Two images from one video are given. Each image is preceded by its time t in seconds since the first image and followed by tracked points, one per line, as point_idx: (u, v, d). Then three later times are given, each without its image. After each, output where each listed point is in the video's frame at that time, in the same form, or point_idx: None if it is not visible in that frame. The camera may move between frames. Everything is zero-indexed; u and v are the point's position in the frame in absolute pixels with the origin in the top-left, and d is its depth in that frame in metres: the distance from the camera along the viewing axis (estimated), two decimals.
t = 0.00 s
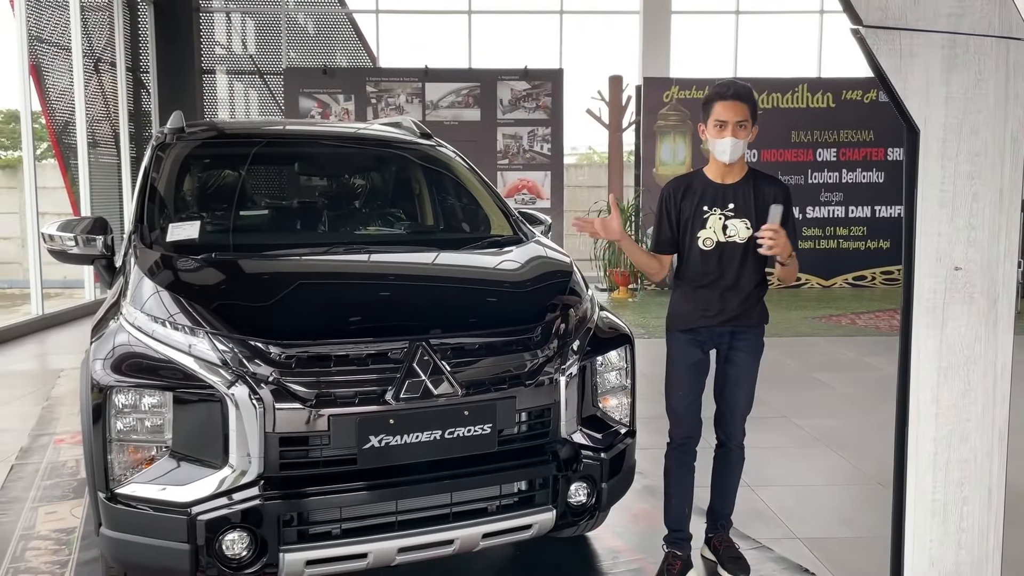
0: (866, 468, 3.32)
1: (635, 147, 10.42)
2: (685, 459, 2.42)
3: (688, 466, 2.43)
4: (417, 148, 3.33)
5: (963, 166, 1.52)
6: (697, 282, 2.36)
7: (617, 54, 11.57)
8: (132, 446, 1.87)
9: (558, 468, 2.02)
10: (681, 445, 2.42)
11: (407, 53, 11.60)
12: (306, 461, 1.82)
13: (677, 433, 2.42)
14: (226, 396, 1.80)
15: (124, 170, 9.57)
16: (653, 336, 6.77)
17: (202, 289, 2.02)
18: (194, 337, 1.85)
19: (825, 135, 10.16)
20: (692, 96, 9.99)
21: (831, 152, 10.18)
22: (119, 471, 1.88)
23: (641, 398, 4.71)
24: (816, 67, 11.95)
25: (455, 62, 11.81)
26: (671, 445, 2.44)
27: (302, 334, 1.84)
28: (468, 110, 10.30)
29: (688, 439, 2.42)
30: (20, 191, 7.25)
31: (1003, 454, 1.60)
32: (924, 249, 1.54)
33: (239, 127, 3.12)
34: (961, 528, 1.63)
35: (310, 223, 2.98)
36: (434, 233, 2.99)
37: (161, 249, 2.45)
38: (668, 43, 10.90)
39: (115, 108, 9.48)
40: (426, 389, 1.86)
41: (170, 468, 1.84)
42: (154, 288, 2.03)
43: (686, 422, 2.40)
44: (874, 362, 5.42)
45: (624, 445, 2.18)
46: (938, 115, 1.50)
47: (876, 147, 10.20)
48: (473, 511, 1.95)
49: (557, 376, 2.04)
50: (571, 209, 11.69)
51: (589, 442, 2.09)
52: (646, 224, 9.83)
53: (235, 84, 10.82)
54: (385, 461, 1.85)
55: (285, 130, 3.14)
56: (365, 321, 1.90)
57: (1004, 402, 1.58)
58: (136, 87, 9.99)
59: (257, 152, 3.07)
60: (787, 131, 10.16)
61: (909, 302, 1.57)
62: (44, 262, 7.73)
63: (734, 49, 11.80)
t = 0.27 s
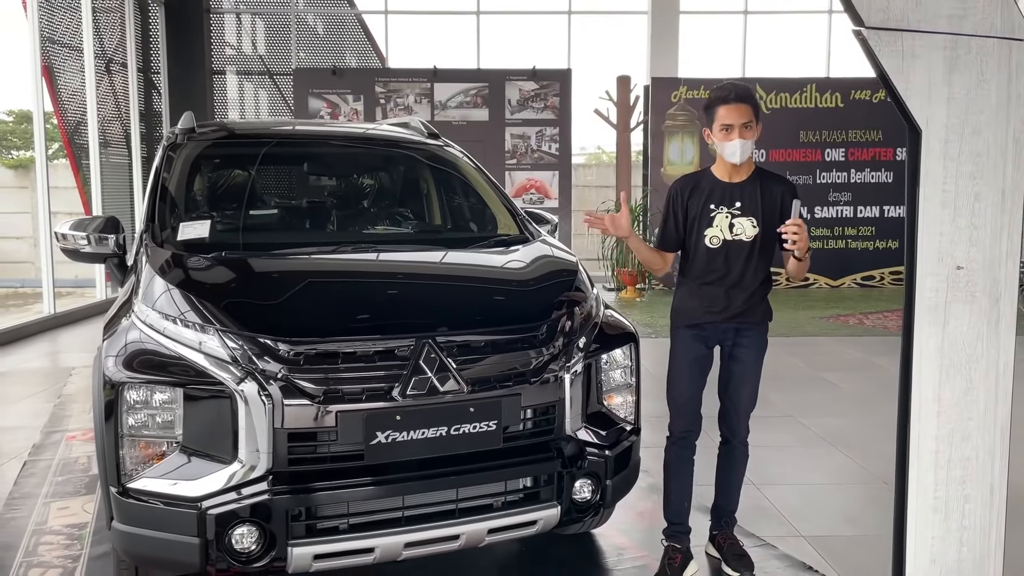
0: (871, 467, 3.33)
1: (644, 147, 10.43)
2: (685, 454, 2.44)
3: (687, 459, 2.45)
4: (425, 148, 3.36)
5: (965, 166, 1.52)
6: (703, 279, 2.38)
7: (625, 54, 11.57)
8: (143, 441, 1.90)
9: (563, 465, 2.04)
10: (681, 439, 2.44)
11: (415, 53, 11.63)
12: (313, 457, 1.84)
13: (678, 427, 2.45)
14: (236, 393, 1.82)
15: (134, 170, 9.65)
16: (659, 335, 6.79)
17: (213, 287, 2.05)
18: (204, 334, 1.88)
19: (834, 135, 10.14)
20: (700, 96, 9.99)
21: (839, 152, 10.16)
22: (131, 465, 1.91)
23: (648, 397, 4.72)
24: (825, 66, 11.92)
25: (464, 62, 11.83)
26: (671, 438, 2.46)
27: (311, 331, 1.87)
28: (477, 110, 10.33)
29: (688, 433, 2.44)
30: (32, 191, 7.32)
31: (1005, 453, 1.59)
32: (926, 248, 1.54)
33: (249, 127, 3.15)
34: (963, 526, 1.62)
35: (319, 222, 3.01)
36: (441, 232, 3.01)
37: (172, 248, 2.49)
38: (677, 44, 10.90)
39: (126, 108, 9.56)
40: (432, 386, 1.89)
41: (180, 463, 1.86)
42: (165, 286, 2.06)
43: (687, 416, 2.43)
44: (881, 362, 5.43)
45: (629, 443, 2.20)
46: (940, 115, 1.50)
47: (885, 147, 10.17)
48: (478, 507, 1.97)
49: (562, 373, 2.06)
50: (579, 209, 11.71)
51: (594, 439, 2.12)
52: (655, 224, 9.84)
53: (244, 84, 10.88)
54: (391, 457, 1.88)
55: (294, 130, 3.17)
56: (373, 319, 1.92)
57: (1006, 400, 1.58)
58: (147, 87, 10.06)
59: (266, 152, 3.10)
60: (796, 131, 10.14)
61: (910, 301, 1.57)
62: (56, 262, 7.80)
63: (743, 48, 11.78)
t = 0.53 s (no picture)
0: (876, 467, 3.33)
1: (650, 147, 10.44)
2: (688, 452, 2.47)
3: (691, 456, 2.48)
4: (431, 148, 3.37)
5: (967, 165, 1.51)
6: (706, 276, 2.40)
7: (632, 55, 11.58)
8: (152, 437, 1.92)
9: (567, 461, 2.06)
10: (683, 436, 2.46)
11: (422, 54, 11.65)
12: (320, 453, 1.87)
13: (681, 423, 2.46)
14: (244, 389, 1.85)
15: (143, 170, 9.71)
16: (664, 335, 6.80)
17: (220, 285, 2.07)
18: (212, 332, 1.90)
19: (840, 135, 10.13)
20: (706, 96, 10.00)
21: (846, 152, 10.14)
22: (139, 461, 1.93)
23: (653, 396, 4.73)
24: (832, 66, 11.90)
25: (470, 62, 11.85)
26: (675, 434, 2.48)
27: (317, 329, 1.89)
28: (483, 110, 10.35)
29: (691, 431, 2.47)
30: (41, 190, 7.37)
31: (1007, 452, 1.57)
32: (928, 247, 1.53)
33: (256, 127, 3.17)
34: (965, 524, 1.60)
35: (326, 221, 3.04)
36: (446, 232, 3.03)
37: (180, 246, 2.51)
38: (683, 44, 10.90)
39: (135, 108, 9.62)
40: (437, 383, 1.91)
41: (189, 459, 1.89)
42: (173, 284, 2.08)
43: (689, 413, 2.45)
44: (887, 362, 5.42)
45: (632, 440, 2.22)
46: (942, 114, 1.50)
47: (892, 146, 10.14)
48: (482, 503, 1.99)
49: (567, 371, 2.08)
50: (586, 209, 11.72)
51: (598, 436, 2.14)
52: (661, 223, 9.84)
53: (252, 84, 11.00)
54: (397, 453, 1.90)
55: (301, 130, 3.19)
56: (379, 317, 1.94)
57: (1009, 398, 1.56)
58: (155, 87, 10.12)
59: (274, 152, 3.12)
60: (803, 130, 10.14)
61: (912, 299, 1.56)
62: (65, 261, 7.85)
63: (750, 48, 11.77)
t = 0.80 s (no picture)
0: (878, 466, 3.34)
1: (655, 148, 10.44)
2: (691, 448, 2.55)
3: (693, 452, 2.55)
4: (435, 148, 3.38)
5: (968, 165, 1.49)
6: (697, 275, 2.45)
7: (637, 55, 11.58)
8: (157, 435, 1.94)
9: (569, 459, 2.07)
10: (685, 435, 2.55)
11: (427, 54, 11.66)
12: (324, 450, 1.88)
13: (682, 420, 2.54)
14: (248, 386, 1.86)
15: (149, 170, 9.75)
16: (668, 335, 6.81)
17: (226, 284, 2.09)
18: (217, 330, 1.92)
19: (845, 135, 10.13)
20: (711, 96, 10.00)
21: (851, 152, 10.15)
22: (145, 458, 1.95)
23: (657, 396, 4.74)
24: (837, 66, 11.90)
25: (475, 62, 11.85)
26: (677, 431, 2.57)
27: (322, 327, 1.90)
28: (488, 111, 10.36)
29: (692, 427, 2.54)
30: (48, 190, 7.41)
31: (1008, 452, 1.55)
32: (928, 246, 1.52)
33: (261, 127, 3.19)
34: (966, 523, 1.57)
35: (331, 221, 3.05)
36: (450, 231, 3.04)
37: (186, 246, 2.53)
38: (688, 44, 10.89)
39: (141, 109, 9.65)
40: (441, 380, 1.92)
41: (195, 456, 1.90)
42: (179, 283, 2.10)
43: (688, 410, 2.52)
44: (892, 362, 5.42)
45: (635, 439, 2.23)
46: (943, 114, 1.48)
47: (896, 146, 10.14)
48: (485, 501, 2.00)
49: (570, 369, 2.09)
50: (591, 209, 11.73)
51: (602, 434, 2.15)
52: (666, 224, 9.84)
53: (258, 84, 11.00)
54: (400, 451, 1.91)
55: (307, 130, 3.20)
56: (384, 316, 1.96)
57: (1010, 398, 1.53)
58: (162, 87, 10.15)
59: (280, 152, 3.13)
60: (808, 130, 10.14)
61: (912, 298, 1.54)
62: (72, 260, 7.90)
63: (755, 48, 11.76)
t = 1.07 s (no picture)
0: (880, 465, 3.34)
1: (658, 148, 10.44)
2: (691, 445, 2.56)
3: (691, 449, 2.56)
4: (437, 148, 3.39)
5: (969, 165, 1.49)
6: (685, 274, 2.48)
7: (640, 55, 11.57)
8: (160, 434, 1.94)
9: (570, 458, 2.08)
10: (685, 432, 2.55)
11: (430, 54, 11.67)
12: (326, 448, 1.89)
13: (680, 418, 2.56)
14: (251, 385, 1.87)
15: (153, 170, 9.78)
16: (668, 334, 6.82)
17: (228, 283, 2.09)
18: (220, 329, 1.92)
19: (849, 135, 10.12)
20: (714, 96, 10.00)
21: (854, 152, 10.14)
22: (147, 456, 1.95)
23: (659, 395, 4.74)
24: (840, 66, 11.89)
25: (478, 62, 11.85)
26: (676, 428, 2.58)
27: (324, 326, 1.91)
28: (491, 111, 10.37)
29: (691, 424, 2.55)
30: (52, 190, 7.43)
31: (1008, 451, 1.54)
32: (930, 245, 1.51)
33: (264, 127, 3.20)
34: (967, 523, 1.57)
35: (333, 221, 3.06)
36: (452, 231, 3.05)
37: (189, 245, 2.54)
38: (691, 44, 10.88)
39: (145, 109, 9.67)
40: (442, 380, 1.93)
41: (197, 455, 1.91)
42: (182, 282, 2.11)
43: (687, 407, 2.54)
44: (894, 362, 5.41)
45: (636, 438, 2.24)
46: (943, 114, 1.48)
47: (900, 146, 10.13)
48: (486, 500, 2.00)
49: (571, 369, 2.10)
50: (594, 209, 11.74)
51: (602, 433, 2.16)
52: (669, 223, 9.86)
53: (262, 84, 11.07)
54: (401, 450, 1.91)
55: (310, 130, 3.21)
56: (386, 315, 1.96)
57: (1011, 397, 1.53)
58: (165, 87, 10.18)
59: (283, 152, 3.15)
60: (811, 130, 10.12)
61: (913, 297, 1.53)
62: (76, 260, 7.92)
63: (758, 48, 11.76)
